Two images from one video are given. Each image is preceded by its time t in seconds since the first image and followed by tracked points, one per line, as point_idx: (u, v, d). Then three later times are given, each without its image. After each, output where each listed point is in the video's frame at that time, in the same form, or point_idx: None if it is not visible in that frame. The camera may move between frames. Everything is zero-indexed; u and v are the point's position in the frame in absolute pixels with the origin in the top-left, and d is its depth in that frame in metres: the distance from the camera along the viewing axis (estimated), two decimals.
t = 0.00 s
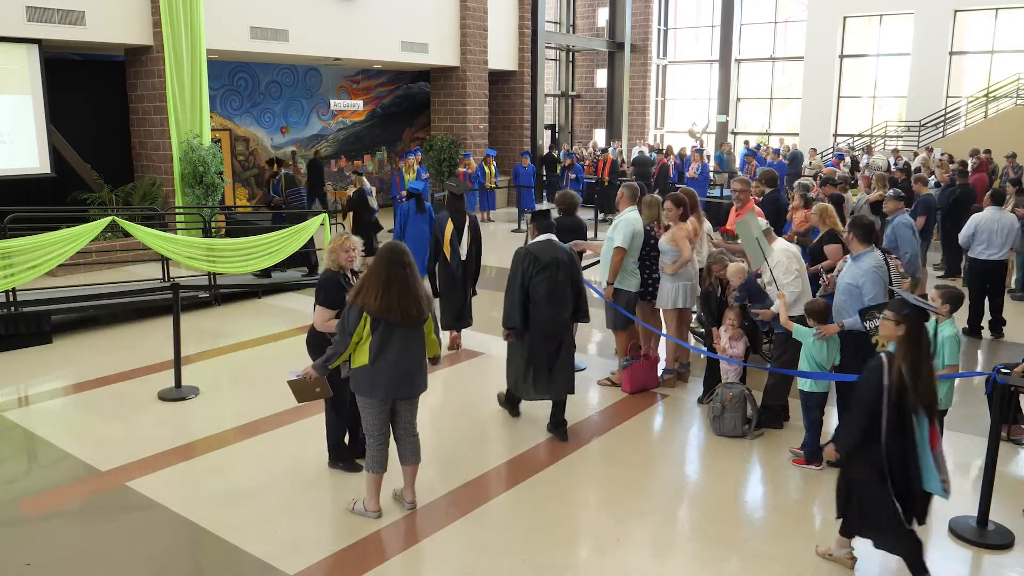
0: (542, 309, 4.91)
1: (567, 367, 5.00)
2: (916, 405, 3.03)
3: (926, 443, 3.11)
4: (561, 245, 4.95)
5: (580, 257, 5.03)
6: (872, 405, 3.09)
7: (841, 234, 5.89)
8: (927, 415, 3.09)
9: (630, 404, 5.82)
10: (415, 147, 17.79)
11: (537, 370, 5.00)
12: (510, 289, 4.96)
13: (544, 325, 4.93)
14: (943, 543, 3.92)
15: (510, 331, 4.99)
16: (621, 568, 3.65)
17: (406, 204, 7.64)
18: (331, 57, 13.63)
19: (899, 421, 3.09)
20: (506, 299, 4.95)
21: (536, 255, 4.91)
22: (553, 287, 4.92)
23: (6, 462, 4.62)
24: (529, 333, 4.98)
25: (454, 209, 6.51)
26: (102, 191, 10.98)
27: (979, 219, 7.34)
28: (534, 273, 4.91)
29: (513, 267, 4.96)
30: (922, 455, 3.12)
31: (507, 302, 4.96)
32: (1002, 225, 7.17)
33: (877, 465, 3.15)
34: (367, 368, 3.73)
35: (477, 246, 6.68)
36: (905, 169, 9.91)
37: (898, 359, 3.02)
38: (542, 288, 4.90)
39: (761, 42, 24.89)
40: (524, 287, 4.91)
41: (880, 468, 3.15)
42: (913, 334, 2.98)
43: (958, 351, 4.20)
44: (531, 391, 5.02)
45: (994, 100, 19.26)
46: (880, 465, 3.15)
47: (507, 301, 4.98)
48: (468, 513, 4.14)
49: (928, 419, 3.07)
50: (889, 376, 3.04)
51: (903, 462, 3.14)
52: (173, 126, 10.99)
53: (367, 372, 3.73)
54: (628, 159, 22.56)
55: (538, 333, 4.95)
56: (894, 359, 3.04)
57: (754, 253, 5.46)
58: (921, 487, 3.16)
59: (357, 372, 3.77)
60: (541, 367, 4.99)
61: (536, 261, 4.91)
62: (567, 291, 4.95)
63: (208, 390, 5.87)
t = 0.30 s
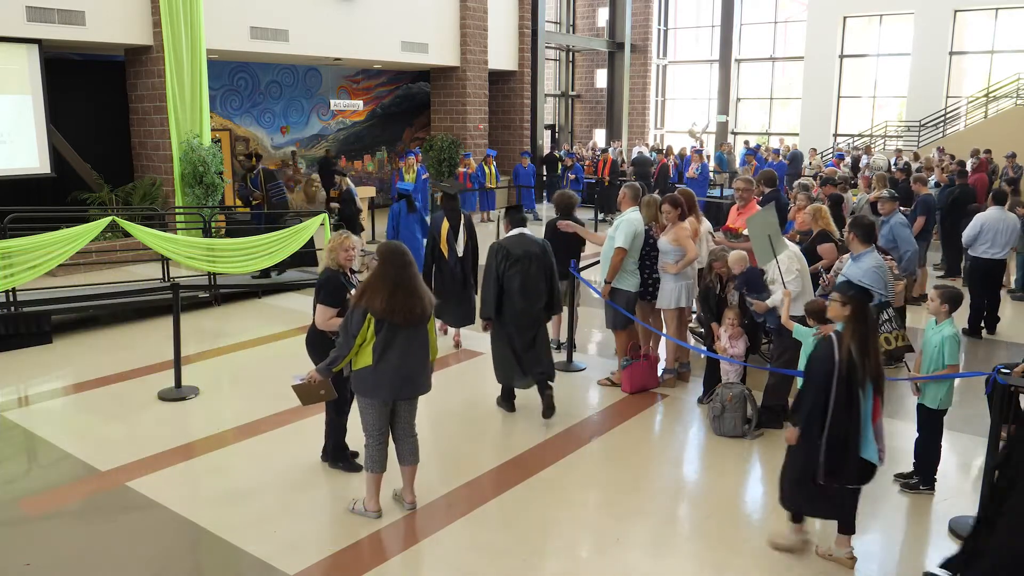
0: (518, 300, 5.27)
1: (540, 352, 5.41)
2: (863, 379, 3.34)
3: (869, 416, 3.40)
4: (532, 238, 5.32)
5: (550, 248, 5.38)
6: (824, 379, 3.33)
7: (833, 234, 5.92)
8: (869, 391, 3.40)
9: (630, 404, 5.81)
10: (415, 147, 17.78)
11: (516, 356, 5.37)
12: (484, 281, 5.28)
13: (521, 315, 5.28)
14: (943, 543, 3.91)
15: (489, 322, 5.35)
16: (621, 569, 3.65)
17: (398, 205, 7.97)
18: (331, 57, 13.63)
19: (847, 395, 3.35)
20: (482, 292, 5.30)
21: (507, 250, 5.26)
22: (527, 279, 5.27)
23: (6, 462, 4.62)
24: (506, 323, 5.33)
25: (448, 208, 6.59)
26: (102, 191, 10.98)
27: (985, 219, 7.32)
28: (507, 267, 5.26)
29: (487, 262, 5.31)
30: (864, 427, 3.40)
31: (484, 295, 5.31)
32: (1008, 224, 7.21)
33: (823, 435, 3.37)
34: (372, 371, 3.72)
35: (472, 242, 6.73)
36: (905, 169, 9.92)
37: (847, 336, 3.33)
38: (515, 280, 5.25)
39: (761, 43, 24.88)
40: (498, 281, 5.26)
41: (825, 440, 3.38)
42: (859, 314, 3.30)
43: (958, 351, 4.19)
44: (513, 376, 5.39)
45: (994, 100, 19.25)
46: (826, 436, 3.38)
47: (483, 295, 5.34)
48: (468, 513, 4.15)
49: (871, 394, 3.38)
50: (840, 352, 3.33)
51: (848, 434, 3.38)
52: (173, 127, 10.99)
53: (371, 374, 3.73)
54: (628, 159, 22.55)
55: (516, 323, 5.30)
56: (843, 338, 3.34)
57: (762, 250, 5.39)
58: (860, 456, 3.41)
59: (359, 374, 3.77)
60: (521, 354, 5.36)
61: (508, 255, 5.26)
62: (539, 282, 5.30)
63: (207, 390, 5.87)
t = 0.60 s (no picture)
0: (499, 291, 5.51)
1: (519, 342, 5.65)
2: (806, 368, 3.53)
3: (818, 403, 3.60)
4: (516, 233, 5.59)
5: (535, 243, 5.63)
6: (768, 374, 3.55)
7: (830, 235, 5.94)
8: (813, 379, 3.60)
9: (630, 404, 5.81)
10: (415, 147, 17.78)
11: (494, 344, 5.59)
12: (468, 270, 5.60)
13: (500, 305, 5.51)
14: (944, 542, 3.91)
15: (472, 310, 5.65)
16: (620, 569, 3.65)
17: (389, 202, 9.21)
18: (331, 57, 13.63)
19: (792, 386, 3.55)
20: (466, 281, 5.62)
21: (490, 242, 5.55)
22: (508, 271, 5.53)
23: (6, 462, 4.62)
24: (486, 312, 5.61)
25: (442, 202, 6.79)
26: (102, 191, 10.99)
27: (991, 216, 7.39)
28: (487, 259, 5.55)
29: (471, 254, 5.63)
30: (816, 414, 3.60)
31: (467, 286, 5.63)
32: (1013, 223, 7.29)
33: (774, 423, 3.59)
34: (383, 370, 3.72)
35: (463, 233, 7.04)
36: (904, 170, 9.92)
37: (786, 329, 3.54)
38: (494, 271, 5.54)
39: (761, 43, 24.88)
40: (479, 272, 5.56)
41: (775, 426, 3.59)
42: (800, 307, 3.49)
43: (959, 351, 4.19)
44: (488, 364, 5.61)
45: (994, 100, 19.26)
46: (779, 424, 3.58)
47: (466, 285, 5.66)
48: (468, 513, 4.15)
49: (817, 382, 3.58)
50: (782, 346, 3.52)
51: (799, 422, 3.58)
52: (172, 127, 10.99)
53: (382, 373, 3.73)
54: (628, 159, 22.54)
55: (495, 312, 5.52)
56: (783, 331, 3.55)
57: (760, 251, 5.22)
58: (818, 442, 3.62)
59: (367, 375, 3.74)
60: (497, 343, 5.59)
61: (490, 248, 5.54)
62: (519, 274, 5.55)
63: (208, 390, 5.87)
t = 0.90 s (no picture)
0: (486, 283, 5.86)
1: (506, 334, 5.95)
2: (754, 350, 3.75)
3: (766, 383, 3.78)
4: (506, 228, 5.87)
5: (522, 239, 5.92)
6: (717, 354, 3.84)
7: (828, 234, 5.85)
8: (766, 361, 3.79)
9: (630, 404, 5.81)
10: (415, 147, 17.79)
11: (481, 336, 5.94)
12: (460, 262, 5.94)
13: (485, 297, 5.86)
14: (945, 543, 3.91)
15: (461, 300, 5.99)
16: (620, 569, 3.65)
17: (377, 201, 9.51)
18: (331, 57, 13.64)
19: (742, 364, 3.80)
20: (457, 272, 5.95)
21: (481, 236, 5.84)
22: (496, 264, 5.85)
23: (5, 462, 4.62)
24: (474, 302, 5.93)
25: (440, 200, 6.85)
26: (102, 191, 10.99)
27: (996, 215, 7.36)
28: (478, 251, 5.84)
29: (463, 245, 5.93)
30: (763, 395, 3.79)
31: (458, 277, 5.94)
32: (1020, 222, 7.26)
33: (726, 401, 3.86)
34: (380, 371, 3.76)
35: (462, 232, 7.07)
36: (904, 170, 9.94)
37: (740, 312, 3.76)
38: (484, 264, 5.85)
39: (761, 43, 24.88)
40: (470, 263, 5.87)
41: (730, 405, 3.85)
42: (743, 294, 3.71)
43: (960, 352, 4.20)
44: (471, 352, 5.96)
45: (994, 100, 19.27)
46: (729, 400, 3.85)
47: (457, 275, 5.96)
48: (469, 513, 4.15)
49: (767, 364, 3.77)
50: (733, 327, 3.80)
51: (747, 400, 3.82)
52: (173, 127, 10.99)
53: (379, 374, 3.76)
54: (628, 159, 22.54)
55: (480, 304, 5.89)
56: (736, 313, 3.81)
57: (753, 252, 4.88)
58: (761, 420, 3.83)
59: (363, 380, 3.74)
60: (483, 332, 5.94)
61: (481, 241, 5.83)
62: (507, 268, 5.86)
63: (208, 390, 5.87)
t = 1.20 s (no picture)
0: (475, 275, 6.04)
1: (497, 325, 6.10)
2: (713, 344, 3.92)
3: (723, 375, 3.96)
4: (493, 221, 6.07)
5: (510, 232, 6.13)
6: (679, 345, 4.01)
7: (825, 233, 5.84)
8: (723, 353, 3.97)
9: (630, 404, 5.81)
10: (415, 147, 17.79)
11: (476, 325, 6.12)
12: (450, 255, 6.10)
13: (478, 287, 6.05)
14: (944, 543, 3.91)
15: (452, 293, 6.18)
16: (620, 568, 3.65)
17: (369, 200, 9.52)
18: (331, 57, 13.63)
19: (701, 357, 3.96)
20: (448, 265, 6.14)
21: (469, 231, 6.03)
22: (484, 257, 6.04)
23: (6, 462, 4.62)
24: (465, 294, 6.12)
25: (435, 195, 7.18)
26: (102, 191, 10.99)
27: (996, 214, 7.35)
28: (467, 245, 6.04)
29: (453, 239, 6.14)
30: (721, 387, 3.97)
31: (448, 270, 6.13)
32: (1021, 221, 7.24)
33: (685, 393, 4.03)
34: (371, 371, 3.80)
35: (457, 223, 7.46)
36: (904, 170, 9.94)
37: (700, 306, 3.91)
38: (473, 257, 6.03)
39: (761, 43, 24.88)
40: (460, 257, 6.06)
41: (689, 397, 4.02)
42: (705, 289, 3.86)
43: (959, 350, 4.21)
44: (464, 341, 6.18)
45: (994, 100, 19.27)
46: (689, 392, 4.01)
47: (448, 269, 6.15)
48: (469, 513, 4.15)
49: (724, 356, 3.95)
50: (693, 320, 3.95)
51: (707, 391, 3.98)
52: (173, 127, 10.99)
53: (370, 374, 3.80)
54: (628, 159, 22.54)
55: (474, 294, 6.09)
56: (697, 307, 3.95)
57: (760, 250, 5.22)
58: (721, 410, 3.99)
59: (355, 385, 3.76)
60: (474, 323, 6.13)
61: (469, 235, 6.03)
62: (495, 261, 6.06)
63: (208, 390, 5.87)
